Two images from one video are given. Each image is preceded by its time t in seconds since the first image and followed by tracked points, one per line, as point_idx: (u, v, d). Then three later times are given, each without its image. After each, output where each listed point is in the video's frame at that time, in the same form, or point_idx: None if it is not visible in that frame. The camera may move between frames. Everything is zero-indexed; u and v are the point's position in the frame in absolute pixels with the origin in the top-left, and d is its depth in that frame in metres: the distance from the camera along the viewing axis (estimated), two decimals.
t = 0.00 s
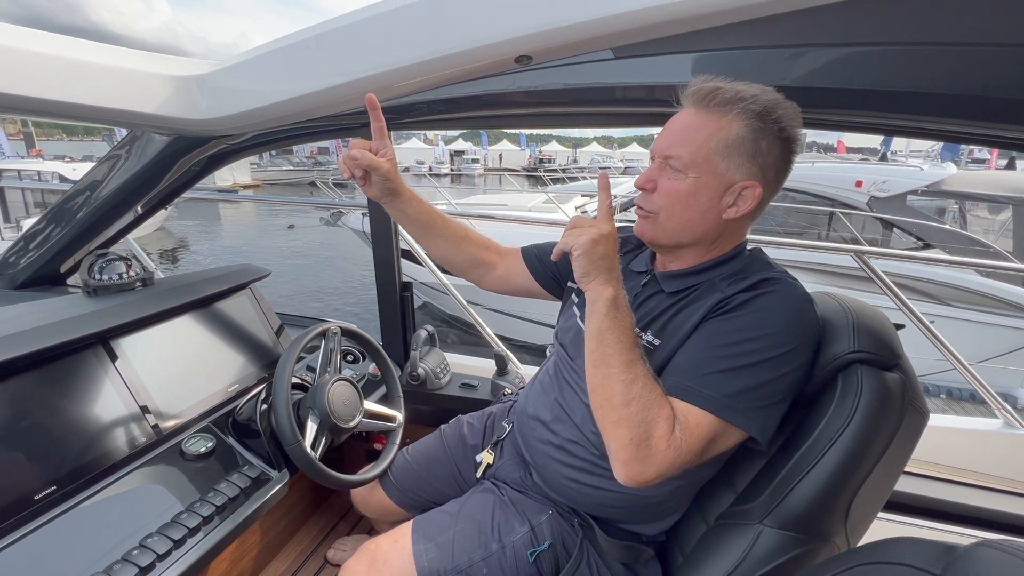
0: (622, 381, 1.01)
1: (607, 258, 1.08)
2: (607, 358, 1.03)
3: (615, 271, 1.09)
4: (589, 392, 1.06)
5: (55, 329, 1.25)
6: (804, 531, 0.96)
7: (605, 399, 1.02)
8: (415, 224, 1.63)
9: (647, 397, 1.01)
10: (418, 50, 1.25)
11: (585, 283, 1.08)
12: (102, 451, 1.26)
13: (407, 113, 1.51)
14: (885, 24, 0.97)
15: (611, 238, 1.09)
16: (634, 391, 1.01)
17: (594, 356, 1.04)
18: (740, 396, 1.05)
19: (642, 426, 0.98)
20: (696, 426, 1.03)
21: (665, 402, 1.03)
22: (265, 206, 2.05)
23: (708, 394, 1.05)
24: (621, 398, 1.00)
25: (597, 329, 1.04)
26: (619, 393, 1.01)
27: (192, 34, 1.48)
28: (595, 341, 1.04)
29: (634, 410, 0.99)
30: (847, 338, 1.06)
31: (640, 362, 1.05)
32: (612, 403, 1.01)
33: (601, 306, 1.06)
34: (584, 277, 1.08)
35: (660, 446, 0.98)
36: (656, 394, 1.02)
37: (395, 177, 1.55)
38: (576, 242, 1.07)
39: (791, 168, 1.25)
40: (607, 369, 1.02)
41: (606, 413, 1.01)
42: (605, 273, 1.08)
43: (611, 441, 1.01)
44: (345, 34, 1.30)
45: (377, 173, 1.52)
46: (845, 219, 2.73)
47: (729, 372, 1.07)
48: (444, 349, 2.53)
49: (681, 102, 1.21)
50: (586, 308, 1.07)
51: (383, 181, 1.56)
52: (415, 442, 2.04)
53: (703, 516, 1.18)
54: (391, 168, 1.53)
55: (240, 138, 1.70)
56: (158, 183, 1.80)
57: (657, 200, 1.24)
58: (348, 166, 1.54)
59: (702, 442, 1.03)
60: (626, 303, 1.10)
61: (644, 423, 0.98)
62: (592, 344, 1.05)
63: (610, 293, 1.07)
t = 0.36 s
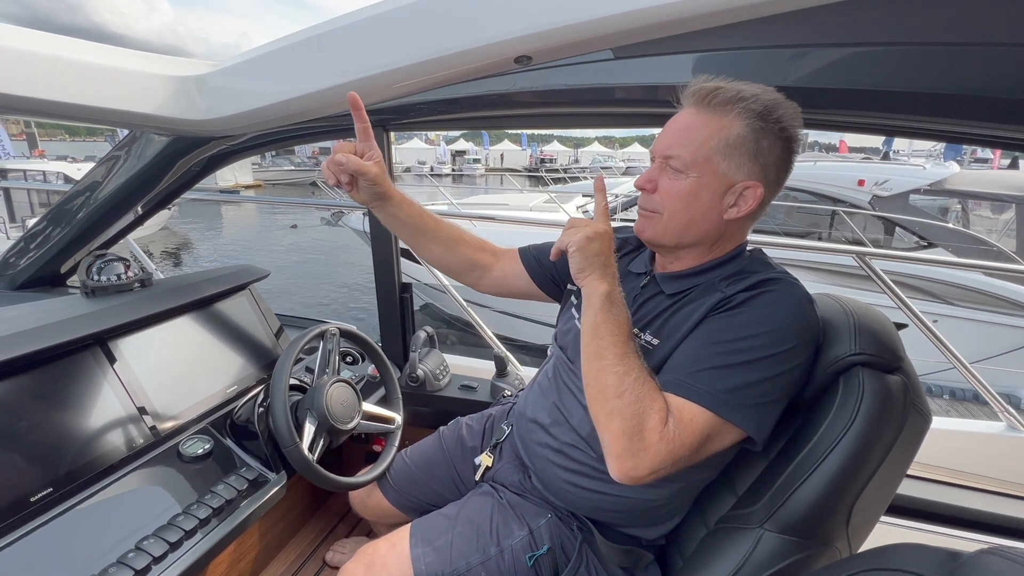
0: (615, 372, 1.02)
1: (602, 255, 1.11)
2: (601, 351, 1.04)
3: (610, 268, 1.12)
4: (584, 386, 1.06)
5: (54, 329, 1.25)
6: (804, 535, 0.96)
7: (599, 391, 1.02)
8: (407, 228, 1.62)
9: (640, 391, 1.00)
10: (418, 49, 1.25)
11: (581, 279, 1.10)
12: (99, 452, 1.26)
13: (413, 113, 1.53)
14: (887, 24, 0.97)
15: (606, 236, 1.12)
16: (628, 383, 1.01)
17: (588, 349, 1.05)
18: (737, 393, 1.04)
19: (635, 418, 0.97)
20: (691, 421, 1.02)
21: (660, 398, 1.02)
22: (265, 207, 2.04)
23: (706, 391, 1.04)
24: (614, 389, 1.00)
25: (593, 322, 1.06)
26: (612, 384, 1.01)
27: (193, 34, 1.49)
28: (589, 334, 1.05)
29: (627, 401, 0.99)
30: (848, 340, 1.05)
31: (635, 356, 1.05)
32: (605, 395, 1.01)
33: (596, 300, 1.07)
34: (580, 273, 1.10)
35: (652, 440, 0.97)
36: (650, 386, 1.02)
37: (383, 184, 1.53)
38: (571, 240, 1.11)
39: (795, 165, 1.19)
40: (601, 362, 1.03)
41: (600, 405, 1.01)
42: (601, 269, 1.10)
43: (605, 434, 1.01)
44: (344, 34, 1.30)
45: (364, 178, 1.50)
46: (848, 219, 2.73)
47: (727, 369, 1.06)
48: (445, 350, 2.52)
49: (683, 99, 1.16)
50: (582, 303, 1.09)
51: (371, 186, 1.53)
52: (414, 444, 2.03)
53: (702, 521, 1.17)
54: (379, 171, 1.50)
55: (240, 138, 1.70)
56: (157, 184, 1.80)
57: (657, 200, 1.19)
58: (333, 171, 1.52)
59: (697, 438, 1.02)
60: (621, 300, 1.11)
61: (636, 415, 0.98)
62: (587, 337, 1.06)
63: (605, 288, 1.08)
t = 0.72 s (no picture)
0: (621, 385, 0.98)
1: (600, 260, 1.05)
2: (605, 363, 1.00)
3: (609, 273, 1.06)
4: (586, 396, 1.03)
5: (51, 330, 1.24)
6: (810, 540, 0.95)
7: (604, 404, 0.99)
8: (418, 227, 1.62)
9: (647, 402, 0.98)
10: (418, 47, 1.23)
11: (579, 286, 1.04)
12: (98, 454, 1.25)
13: (414, 113, 1.52)
14: (893, 21, 0.95)
15: (604, 239, 1.07)
16: (634, 395, 0.98)
17: (591, 361, 1.01)
18: (743, 402, 1.03)
19: (644, 432, 0.96)
20: (700, 434, 1.01)
21: (665, 407, 1.01)
22: (265, 207, 2.03)
23: (708, 399, 1.03)
24: (621, 403, 0.97)
25: (594, 334, 1.01)
26: (618, 398, 0.98)
27: (195, 35, 1.44)
28: (591, 345, 1.01)
29: (636, 415, 0.96)
30: (854, 342, 1.04)
31: (639, 365, 1.03)
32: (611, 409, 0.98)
33: (596, 310, 1.02)
34: (577, 280, 1.05)
35: (662, 452, 0.96)
36: (655, 396, 1.00)
37: (400, 182, 1.56)
38: (566, 245, 1.04)
39: (800, 164, 1.19)
40: (605, 374, 1.00)
41: (606, 419, 0.99)
42: (598, 275, 1.05)
43: (611, 447, 0.99)
44: (343, 32, 1.29)
45: (380, 175, 1.52)
46: (850, 219, 2.72)
47: (731, 377, 1.05)
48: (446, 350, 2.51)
49: (687, 99, 1.16)
50: (580, 312, 1.04)
51: (387, 184, 1.55)
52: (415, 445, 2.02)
53: (705, 524, 1.16)
54: (395, 170, 1.54)
55: (240, 138, 1.69)
56: (157, 184, 1.79)
57: (659, 201, 1.18)
58: (352, 169, 1.55)
59: (706, 448, 1.01)
60: (621, 304, 1.07)
61: (645, 429, 0.96)
62: (589, 349, 1.01)
63: (605, 295, 1.04)
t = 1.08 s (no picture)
0: (610, 396, 0.96)
1: (569, 266, 0.99)
2: (590, 375, 0.98)
3: (581, 277, 1.01)
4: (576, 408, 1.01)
5: (49, 330, 1.23)
6: (815, 542, 0.93)
7: (596, 416, 0.97)
8: (445, 234, 1.60)
9: (639, 410, 0.96)
10: (417, 45, 1.23)
11: (553, 297, 0.99)
12: (95, 454, 1.24)
13: (415, 109, 1.51)
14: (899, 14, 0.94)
15: (572, 240, 1.00)
16: (625, 405, 0.96)
17: (577, 373, 0.98)
18: (744, 405, 1.02)
19: (641, 442, 0.94)
20: (697, 435, 1.00)
21: (657, 412, 0.99)
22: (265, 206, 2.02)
23: (709, 401, 1.02)
24: (613, 414, 0.95)
25: (575, 345, 0.98)
26: (609, 410, 0.96)
27: (197, 35, 1.47)
28: (574, 358, 0.98)
29: (629, 425, 0.94)
30: (859, 341, 1.03)
31: (626, 372, 1.00)
32: (604, 421, 0.96)
33: (574, 320, 0.98)
34: (548, 291, 0.99)
35: (661, 459, 0.95)
36: (647, 402, 0.98)
37: (438, 187, 1.53)
38: (532, 255, 0.98)
39: (800, 161, 1.17)
40: (593, 386, 0.97)
41: (600, 431, 0.97)
42: (572, 282, 0.99)
43: (608, 457, 0.97)
44: (341, 30, 1.28)
45: (417, 181, 1.50)
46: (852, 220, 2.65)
47: (732, 380, 1.03)
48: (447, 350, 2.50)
49: (687, 94, 1.13)
50: (558, 323, 1.00)
51: (423, 190, 1.53)
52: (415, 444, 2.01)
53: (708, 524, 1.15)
54: (432, 177, 1.51)
55: (239, 136, 1.68)
56: (155, 183, 1.78)
57: (662, 201, 1.16)
58: (389, 172, 1.51)
59: (705, 451, 1.00)
60: (601, 308, 1.02)
61: (641, 439, 0.94)
62: (572, 362, 0.98)
63: (581, 303, 0.99)
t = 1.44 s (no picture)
0: (616, 396, 0.96)
1: (579, 266, 1.00)
2: (597, 375, 0.98)
3: (590, 276, 1.01)
4: (582, 409, 1.01)
5: (48, 329, 1.22)
6: (819, 541, 0.93)
7: (601, 417, 0.97)
8: (433, 232, 1.60)
9: (646, 411, 0.96)
10: (416, 43, 1.22)
11: (560, 296, 1.00)
12: (95, 454, 1.23)
13: (414, 107, 1.50)
14: (903, 7, 0.93)
15: (580, 240, 1.01)
16: (632, 405, 0.95)
17: (583, 373, 0.98)
18: (749, 405, 1.01)
19: (647, 442, 0.93)
20: (704, 437, 1.00)
21: (665, 414, 0.98)
22: (265, 205, 2.02)
23: (713, 402, 1.02)
24: (619, 415, 0.95)
25: (582, 345, 0.98)
26: (615, 410, 0.95)
27: (198, 35, 1.44)
28: (580, 357, 0.98)
29: (635, 425, 0.94)
30: (863, 339, 1.02)
31: (633, 373, 1.00)
32: (609, 422, 0.96)
33: (580, 319, 0.98)
34: (556, 290, 1.00)
35: (667, 461, 0.94)
36: (654, 403, 0.98)
37: (420, 185, 1.53)
38: (540, 254, 1.00)
39: (799, 153, 1.16)
40: (599, 386, 0.97)
41: (605, 432, 0.97)
42: (579, 282, 1.00)
43: (614, 459, 0.97)
44: (339, 27, 1.27)
45: (400, 180, 1.50)
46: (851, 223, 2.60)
47: (736, 381, 1.03)
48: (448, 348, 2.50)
49: (683, 92, 1.13)
50: (565, 323, 1.00)
51: (406, 189, 1.52)
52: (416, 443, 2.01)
53: (710, 523, 1.14)
54: (414, 174, 1.51)
55: (239, 133, 1.67)
56: (155, 181, 1.78)
57: (662, 201, 1.15)
58: (371, 172, 1.51)
59: (712, 453, 1.00)
60: (608, 309, 1.03)
61: (647, 439, 0.94)
62: (579, 362, 0.99)
63: (588, 303, 0.99)
